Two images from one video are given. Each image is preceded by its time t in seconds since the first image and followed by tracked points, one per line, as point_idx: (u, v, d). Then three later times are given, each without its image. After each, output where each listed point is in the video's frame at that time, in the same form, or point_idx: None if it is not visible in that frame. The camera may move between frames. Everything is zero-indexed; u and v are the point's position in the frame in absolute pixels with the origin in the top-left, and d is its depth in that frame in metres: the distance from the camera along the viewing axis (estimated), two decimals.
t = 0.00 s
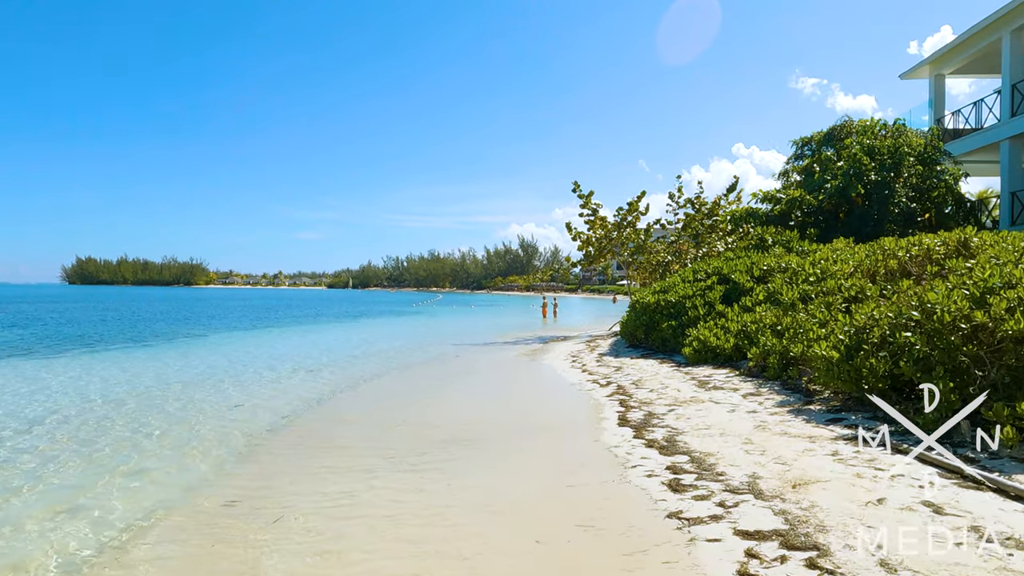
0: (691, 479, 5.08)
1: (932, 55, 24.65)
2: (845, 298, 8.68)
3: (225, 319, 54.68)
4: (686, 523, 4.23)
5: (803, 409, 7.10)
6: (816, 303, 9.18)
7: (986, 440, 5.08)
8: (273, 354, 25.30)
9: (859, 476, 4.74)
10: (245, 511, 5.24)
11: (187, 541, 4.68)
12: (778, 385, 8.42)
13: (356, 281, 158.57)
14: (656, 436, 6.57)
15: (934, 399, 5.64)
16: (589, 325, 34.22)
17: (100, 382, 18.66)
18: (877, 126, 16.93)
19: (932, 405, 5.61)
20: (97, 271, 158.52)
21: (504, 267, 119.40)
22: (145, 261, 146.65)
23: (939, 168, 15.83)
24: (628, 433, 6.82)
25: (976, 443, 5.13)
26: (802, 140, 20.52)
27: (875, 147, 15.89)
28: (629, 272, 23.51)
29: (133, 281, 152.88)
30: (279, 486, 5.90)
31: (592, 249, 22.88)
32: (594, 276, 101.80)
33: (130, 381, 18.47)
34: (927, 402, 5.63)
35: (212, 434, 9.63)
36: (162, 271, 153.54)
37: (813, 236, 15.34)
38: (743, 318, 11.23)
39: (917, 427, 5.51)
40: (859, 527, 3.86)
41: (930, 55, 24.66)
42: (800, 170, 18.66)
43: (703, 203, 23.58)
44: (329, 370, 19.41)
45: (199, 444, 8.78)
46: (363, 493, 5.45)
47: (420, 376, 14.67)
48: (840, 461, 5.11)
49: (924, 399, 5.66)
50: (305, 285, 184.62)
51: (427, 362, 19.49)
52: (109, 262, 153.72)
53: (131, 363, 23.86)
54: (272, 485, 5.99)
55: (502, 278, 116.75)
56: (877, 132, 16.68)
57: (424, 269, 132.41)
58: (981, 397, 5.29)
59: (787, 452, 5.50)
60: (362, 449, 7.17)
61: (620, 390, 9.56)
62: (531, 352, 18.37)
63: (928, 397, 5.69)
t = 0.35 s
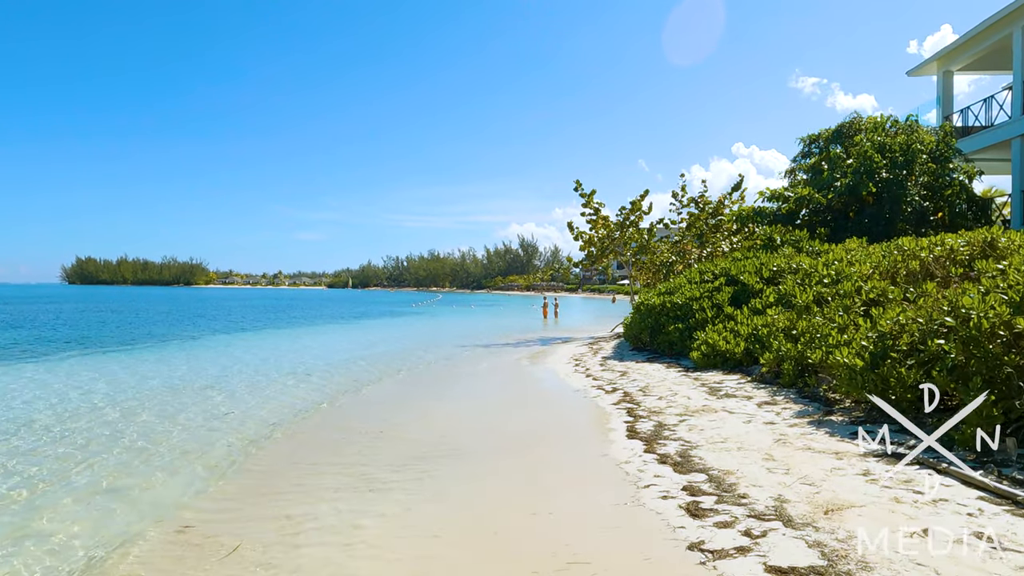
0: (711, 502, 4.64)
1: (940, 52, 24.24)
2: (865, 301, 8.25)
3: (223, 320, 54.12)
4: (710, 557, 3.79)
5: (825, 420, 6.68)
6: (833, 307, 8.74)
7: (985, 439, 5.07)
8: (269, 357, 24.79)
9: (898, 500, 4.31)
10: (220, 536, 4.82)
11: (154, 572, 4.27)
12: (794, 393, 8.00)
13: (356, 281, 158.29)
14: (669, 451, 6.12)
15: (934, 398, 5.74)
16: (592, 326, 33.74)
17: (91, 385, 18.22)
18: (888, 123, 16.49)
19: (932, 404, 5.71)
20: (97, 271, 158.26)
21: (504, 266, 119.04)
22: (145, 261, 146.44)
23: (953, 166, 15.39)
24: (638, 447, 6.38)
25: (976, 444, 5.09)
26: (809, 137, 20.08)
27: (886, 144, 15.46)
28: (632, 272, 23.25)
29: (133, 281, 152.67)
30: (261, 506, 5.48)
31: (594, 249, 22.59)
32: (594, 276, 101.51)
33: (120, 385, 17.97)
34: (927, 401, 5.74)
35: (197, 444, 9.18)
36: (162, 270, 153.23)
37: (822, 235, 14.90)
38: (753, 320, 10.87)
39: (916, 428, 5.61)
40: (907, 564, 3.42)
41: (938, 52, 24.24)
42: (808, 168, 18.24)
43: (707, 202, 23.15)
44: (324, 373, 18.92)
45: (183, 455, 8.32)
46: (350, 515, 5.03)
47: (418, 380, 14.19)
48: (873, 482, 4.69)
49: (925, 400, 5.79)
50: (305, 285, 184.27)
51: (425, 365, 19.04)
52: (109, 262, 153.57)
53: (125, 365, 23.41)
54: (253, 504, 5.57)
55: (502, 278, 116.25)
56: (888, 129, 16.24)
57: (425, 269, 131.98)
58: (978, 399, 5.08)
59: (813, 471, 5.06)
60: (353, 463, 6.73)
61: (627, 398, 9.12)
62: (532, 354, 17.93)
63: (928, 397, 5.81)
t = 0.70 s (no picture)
0: (724, 524, 4.19)
1: (944, 50, 23.85)
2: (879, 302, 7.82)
3: (218, 322, 53.60)
4: None
5: (841, 428, 6.24)
6: (844, 308, 8.33)
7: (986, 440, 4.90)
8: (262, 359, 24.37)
9: (933, 522, 3.87)
10: (178, 561, 4.36)
11: None
12: (805, 399, 7.57)
13: (354, 283, 157.75)
14: (676, 463, 5.68)
15: (934, 398, 5.48)
16: (591, 328, 33.28)
17: (76, 389, 17.72)
18: (894, 119, 16.08)
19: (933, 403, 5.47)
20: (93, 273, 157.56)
21: (502, 268, 118.57)
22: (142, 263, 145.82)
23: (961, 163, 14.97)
24: (642, 458, 5.94)
25: (976, 443, 4.97)
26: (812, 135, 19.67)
27: (893, 141, 15.04)
28: (631, 272, 22.88)
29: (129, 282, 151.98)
30: (229, 526, 5.03)
31: (593, 249, 22.27)
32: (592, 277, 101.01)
33: (106, 390, 17.50)
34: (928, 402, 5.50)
35: (173, 452, 8.72)
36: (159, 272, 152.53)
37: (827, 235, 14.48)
38: (758, 322, 10.49)
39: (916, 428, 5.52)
40: None
41: (942, 50, 23.86)
42: (811, 167, 17.83)
43: (708, 202, 22.72)
44: (317, 376, 18.45)
45: (157, 466, 7.87)
46: (325, 537, 4.58)
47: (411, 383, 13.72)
48: (902, 500, 4.26)
49: (924, 399, 5.52)
50: (302, 287, 183.54)
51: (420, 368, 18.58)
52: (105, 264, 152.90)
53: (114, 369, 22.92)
54: (221, 523, 5.13)
55: (500, 280, 115.74)
56: (894, 126, 15.83)
57: (423, 270, 131.45)
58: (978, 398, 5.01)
59: (835, 487, 4.62)
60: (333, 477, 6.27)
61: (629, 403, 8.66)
62: (529, 357, 17.47)
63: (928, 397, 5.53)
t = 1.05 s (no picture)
0: (737, 551, 3.78)
1: (945, 46, 23.53)
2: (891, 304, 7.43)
3: (209, 323, 52.93)
4: None
5: (855, 438, 5.86)
6: (853, 309, 7.95)
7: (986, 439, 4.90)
8: (251, 362, 23.85)
9: (971, 551, 3.47)
10: None
11: None
12: (814, 406, 7.19)
13: (349, 283, 157.12)
14: (680, 478, 5.26)
15: (934, 398, 5.27)
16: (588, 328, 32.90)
17: (58, 393, 17.23)
18: (897, 116, 15.70)
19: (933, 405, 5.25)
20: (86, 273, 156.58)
21: (498, 268, 118.15)
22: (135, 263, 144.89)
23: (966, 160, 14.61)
24: (644, 472, 5.53)
25: (976, 443, 4.99)
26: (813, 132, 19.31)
27: (897, 137, 14.67)
28: (628, 272, 22.52)
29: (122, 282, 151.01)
30: (194, 557, 4.61)
31: (589, 249, 21.92)
32: (588, 276, 100.73)
33: (86, 394, 16.96)
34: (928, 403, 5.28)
35: (145, 463, 8.25)
36: (152, 272, 151.58)
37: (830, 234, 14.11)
38: (761, 324, 10.12)
39: (917, 427, 5.43)
40: None
41: (943, 46, 23.53)
42: (811, 165, 17.47)
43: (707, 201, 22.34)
44: (305, 379, 17.97)
45: (127, 480, 7.42)
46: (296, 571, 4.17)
47: (401, 387, 13.28)
48: (933, 524, 3.86)
49: (924, 400, 5.30)
50: (297, 287, 182.71)
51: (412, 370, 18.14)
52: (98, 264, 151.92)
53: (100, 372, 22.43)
54: (184, 553, 4.70)
55: (495, 280, 115.28)
56: (897, 123, 15.46)
57: (418, 270, 130.90)
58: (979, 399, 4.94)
59: (857, 507, 4.22)
60: (312, 497, 5.84)
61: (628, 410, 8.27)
62: (524, 359, 17.05)
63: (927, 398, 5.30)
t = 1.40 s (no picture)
0: None
1: (953, 43, 23.14)
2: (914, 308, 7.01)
3: (207, 325, 52.46)
4: None
5: (880, 451, 5.45)
6: (872, 312, 7.52)
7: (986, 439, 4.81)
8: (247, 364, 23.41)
9: None
10: None
11: None
12: (833, 416, 6.76)
13: (349, 284, 156.85)
14: (695, 497, 4.81)
15: (933, 398, 5.18)
16: (589, 329, 32.42)
17: (45, 397, 16.75)
18: (908, 112, 15.30)
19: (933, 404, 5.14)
20: (86, 274, 156.51)
21: (498, 268, 117.71)
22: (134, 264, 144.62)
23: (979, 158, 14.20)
24: (656, 489, 5.09)
25: (976, 443, 4.86)
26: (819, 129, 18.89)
27: (908, 134, 14.26)
28: (631, 273, 22.09)
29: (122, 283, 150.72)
30: None
31: (591, 249, 21.52)
32: (587, 276, 100.52)
33: (74, 398, 16.49)
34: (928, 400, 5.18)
35: (123, 474, 7.79)
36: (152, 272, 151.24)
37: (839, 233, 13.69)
38: (771, 327, 9.70)
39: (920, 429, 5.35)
40: None
41: (951, 43, 23.15)
42: (819, 163, 17.08)
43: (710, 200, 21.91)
44: (300, 382, 17.52)
45: (102, 494, 6.97)
46: None
47: (397, 391, 12.85)
48: (986, 556, 3.43)
49: (924, 399, 5.21)
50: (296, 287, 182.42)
51: (410, 373, 17.68)
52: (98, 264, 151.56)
53: (91, 374, 21.96)
54: None
55: (495, 280, 114.85)
56: (908, 118, 15.04)
57: (418, 270, 130.50)
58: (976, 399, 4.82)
59: (895, 534, 3.80)
60: (294, 517, 5.39)
61: (634, 417, 7.85)
62: (524, 362, 16.61)
63: (928, 396, 5.21)
